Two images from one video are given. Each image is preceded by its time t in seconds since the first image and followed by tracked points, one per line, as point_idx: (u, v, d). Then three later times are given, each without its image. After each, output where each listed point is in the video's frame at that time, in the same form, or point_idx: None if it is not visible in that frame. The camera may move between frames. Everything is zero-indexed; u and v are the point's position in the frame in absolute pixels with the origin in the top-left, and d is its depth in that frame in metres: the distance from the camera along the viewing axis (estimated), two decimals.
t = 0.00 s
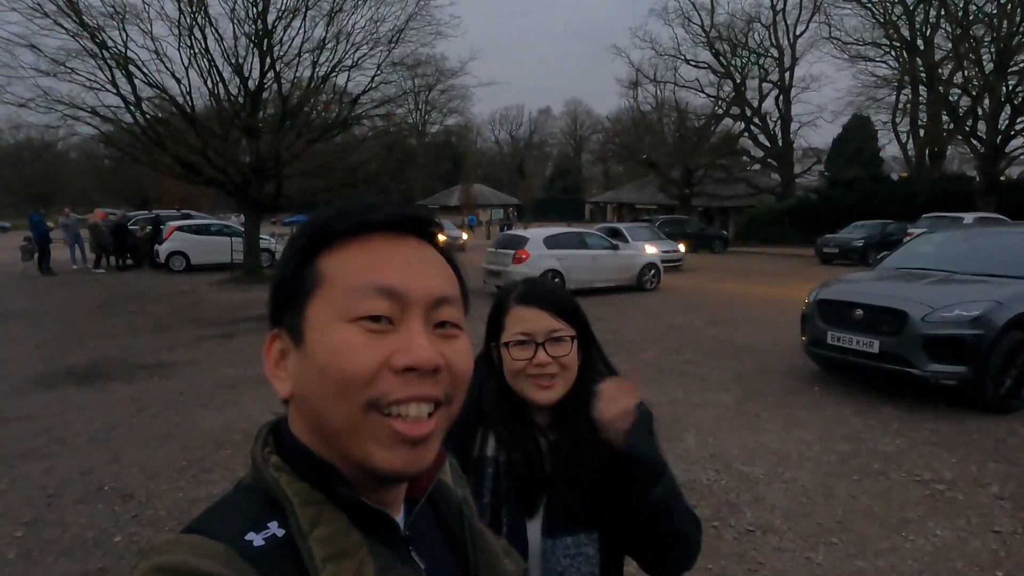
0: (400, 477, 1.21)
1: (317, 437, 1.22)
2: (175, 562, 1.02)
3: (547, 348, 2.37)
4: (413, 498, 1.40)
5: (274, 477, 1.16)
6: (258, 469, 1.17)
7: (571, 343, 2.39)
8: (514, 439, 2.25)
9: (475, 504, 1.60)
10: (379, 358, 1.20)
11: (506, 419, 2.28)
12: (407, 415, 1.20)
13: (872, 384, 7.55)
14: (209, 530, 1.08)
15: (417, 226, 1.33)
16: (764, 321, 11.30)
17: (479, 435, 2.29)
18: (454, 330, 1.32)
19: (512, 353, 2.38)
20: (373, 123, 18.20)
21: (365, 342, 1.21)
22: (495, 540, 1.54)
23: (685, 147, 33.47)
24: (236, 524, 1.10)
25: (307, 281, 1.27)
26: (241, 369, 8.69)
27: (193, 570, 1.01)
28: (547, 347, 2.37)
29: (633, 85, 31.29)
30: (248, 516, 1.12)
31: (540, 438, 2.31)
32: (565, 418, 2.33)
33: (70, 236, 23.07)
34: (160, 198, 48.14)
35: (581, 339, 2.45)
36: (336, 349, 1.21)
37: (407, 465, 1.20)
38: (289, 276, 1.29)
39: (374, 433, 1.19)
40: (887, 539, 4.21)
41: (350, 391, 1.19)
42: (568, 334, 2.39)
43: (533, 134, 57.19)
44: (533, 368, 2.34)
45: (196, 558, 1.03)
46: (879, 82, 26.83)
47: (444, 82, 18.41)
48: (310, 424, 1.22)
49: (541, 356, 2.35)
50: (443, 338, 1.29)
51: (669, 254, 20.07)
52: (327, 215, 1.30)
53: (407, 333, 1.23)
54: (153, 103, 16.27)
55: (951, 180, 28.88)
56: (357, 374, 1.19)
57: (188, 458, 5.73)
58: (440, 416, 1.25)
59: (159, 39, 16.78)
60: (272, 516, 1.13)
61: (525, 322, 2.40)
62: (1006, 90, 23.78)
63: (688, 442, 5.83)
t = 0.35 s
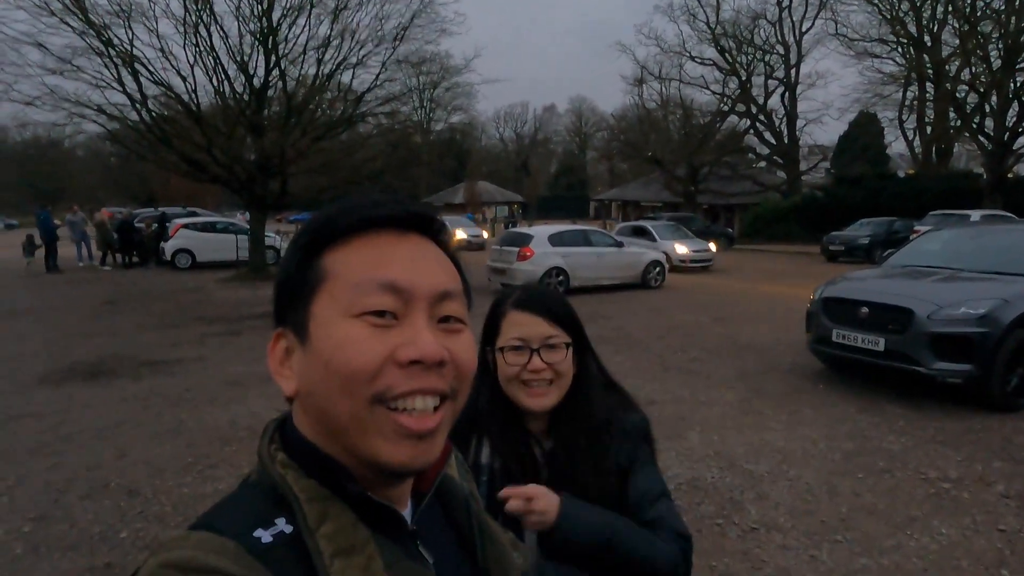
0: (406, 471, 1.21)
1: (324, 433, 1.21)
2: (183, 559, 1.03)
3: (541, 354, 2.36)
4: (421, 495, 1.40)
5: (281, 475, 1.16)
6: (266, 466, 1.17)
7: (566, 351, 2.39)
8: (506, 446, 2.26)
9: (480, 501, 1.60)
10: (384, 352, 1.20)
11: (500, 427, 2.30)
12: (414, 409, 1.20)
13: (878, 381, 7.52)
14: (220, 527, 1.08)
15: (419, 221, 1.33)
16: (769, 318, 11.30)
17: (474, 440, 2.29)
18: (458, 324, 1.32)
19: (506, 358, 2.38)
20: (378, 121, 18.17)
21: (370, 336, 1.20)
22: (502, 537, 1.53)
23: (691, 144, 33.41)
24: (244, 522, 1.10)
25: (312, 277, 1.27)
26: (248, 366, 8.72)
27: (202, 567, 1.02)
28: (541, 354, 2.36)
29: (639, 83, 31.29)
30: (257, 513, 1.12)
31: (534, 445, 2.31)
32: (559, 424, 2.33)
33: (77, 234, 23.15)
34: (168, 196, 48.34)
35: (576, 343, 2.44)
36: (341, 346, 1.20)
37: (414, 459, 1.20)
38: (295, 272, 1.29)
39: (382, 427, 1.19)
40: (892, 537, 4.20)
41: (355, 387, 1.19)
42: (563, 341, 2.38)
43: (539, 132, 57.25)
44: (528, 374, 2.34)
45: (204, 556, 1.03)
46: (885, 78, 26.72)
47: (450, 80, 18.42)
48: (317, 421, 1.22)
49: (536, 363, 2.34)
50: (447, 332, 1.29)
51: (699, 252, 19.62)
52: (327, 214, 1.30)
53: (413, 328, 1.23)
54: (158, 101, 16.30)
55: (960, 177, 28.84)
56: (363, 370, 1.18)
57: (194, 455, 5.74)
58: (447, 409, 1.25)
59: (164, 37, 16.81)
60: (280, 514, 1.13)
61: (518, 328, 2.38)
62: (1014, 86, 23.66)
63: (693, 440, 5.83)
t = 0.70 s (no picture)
0: (406, 466, 1.21)
1: (325, 428, 1.21)
2: (189, 553, 1.03)
3: (545, 352, 2.35)
4: (425, 487, 1.40)
5: (284, 470, 1.16)
6: (268, 461, 1.17)
7: (571, 348, 2.38)
8: (509, 445, 2.25)
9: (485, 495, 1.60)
10: (384, 347, 1.19)
11: (503, 428, 2.29)
12: (414, 403, 1.19)
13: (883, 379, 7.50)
14: (222, 520, 1.08)
15: (418, 218, 1.33)
16: (774, 315, 11.29)
17: (477, 441, 2.30)
18: (458, 319, 1.31)
19: (510, 355, 2.36)
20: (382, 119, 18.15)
21: (370, 331, 1.20)
22: (506, 528, 1.53)
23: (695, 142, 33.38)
24: (246, 514, 1.10)
25: (312, 273, 1.27)
26: (252, 364, 8.74)
27: (206, 561, 1.02)
28: (545, 351, 2.35)
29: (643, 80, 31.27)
30: (261, 505, 1.12)
31: (538, 444, 2.30)
32: (563, 421, 2.32)
33: (83, 232, 23.23)
34: (173, 195, 48.48)
35: (580, 340, 2.42)
36: (341, 341, 1.20)
37: (414, 452, 1.20)
38: (294, 270, 1.28)
39: (382, 420, 1.18)
40: (896, 535, 4.19)
41: (355, 381, 1.18)
42: (567, 338, 2.37)
43: (543, 130, 57.22)
44: (531, 372, 2.33)
45: (208, 551, 1.03)
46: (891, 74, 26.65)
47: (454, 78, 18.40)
48: (319, 415, 1.22)
49: (539, 361, 2.33)
50: (447, 327, 1.28)
51: (732, 251, 18.55)
52: (327, 210, 1.30)
53: (412, 323, 1.23)
54: (163, 98, 16.32)
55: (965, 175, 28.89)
56: (363, 363, 1.18)
57: (198, 451, 5.75)
58: (447, 404, 1.25)
59: (169, 35, 16.83)
60: (283, 508, 1.12)
61: (522, 326, 2.37)
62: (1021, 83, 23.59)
63: (697, 437, 5.83)
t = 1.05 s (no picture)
0: (409, 468, 1.20)
1: (328, 430, 1.20)
2: (192, 553, 1.02)
3: (554, 355, 2.35)
4: (429, 488, 1.39)
5: (289, 471, 1.15)
6: (272, 463, 1.16)
7: (580, 352, 2.37)
8: (517, 448, 2.25)
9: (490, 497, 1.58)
10: (388, 348, 1.19)
11: (511, 430, 2.28)
12: (418, 405, 1.19)
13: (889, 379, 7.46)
14: (225, 521, 1.08)
15: (424, 219, 1.31)
16: (778, 314, 11.27)
17: (484, 442, 2.29)
18: (463, 321, 1.30)
19: (520, 358, 2.36)
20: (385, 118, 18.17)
21: (374, 333, 1.19)
22: (509, 530, 1.52)
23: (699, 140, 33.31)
24: (251, 515, 1.09)
25: (317, 274, 1.26)
26: (256, 363, 8.74)
27: (209, 562, 1.01)
28: (555, 355, 2.35)
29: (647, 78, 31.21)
30: (264, 506, 1.11)
31: (546, 446, 2.29)
32: (571, 425, 2.31)
33: (88, 231, 23.28)
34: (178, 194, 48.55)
35: (589, 344, 2.42)
36: (347, 341, 1.20)
37: (417, 455, 1.19)
38: (298, 270, 1.27)
39: (387, 423, 1.18)
40: (901, 535, 4.17)
41: (359, 380, 1.17)
42: (577, 342, 2.37)
43: (546, 128, 57.10)
44: (540, 375, 2.33)
45: (212, 551, 1.03)
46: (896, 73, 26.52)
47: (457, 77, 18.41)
48: (323, 417, 1.21)
49: (549, 364, 2.33)
50: (452, 329, 1.27)
51: (768, 253, 17.79)
52: (331, 210, 1.29)
53: (417, 325, 1.22)
54: (168, 98, 16.34)
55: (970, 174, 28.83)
56: (367, 365, 1.17)
57: (203, 450, 5.75)
58: (451, 406, 1.23)
59: (173, 35, 16.83)
60: (287, 509, 1.12)
61: (531, 329, 2.37)
62: None
63: (701, 437, 5.81)
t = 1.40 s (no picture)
0: (415, 470, 1.18)
1: (336, 429, 1.19)
2: (198, 555, 1.01)
3: (560, 356, 2.32)
4: (433, 489, 1.38)
5: (294, 472, 1.14)
6: (277, 463, 1.15)
7: (587, 353, 2.34)
8: (520, 452, 2.25)
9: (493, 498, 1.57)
10: (395, 350, 1.17)
11: (513, 432, 2.28)
12: (424, 408, 1.17)
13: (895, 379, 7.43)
14: (230, 522, 1.07)
15: (433, 220, 1.30)
16: (783, 314, 11.23)
17: (485, 442, 2.30)
18: (470, 324, 1.29)
19: (524, 357, 2.33)
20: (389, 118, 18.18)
21: (382, 333, 1.18)
22: (512, 532, 1.51)
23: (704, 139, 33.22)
24: (255, 516, 1.08)
25: (326, 272, 1.25)
26: (261, 362, 8.73)
27: (216, 562, 1.00)
28: (560, 355, 2.32)
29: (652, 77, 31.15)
30: (267, 507, 1.10)
31: (548, 447, 2.29)
32: (575, 426, 2.29)
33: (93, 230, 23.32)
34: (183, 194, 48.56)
35: (597, 346, 2.38)
36: (355, 341, 1.18)
37: (424, 457, 1.18)
38: (306, 272, 1.26)
39: (393, 424, 1.16)
40: (907, 535, 4.15)
41: (366, 380, 1.16)
42: (584, 344, 2.33)
43: (551, 128, 57.02)
44: (545, 376, 2.30)
45: (217, 552, 1.02)
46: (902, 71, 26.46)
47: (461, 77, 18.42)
48: (330, 418, 1.19)
49: (554, 365, 2.31)
50: (459, 331, 1.26)
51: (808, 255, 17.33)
52: (340, 210, 1.28)
53: (424, 326, 1.21)
54: (173, 97, 16.37)
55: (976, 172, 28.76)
56: (375, 363, 1.16)
57: (208, 449, 5.75)
58: (459, 407, 1.22)
59: (179, 34, 16.87)
60: (292, 509, 1.10)
61: (536, 329, 2.34)
62: None
63: (707, 437, 5.79)
